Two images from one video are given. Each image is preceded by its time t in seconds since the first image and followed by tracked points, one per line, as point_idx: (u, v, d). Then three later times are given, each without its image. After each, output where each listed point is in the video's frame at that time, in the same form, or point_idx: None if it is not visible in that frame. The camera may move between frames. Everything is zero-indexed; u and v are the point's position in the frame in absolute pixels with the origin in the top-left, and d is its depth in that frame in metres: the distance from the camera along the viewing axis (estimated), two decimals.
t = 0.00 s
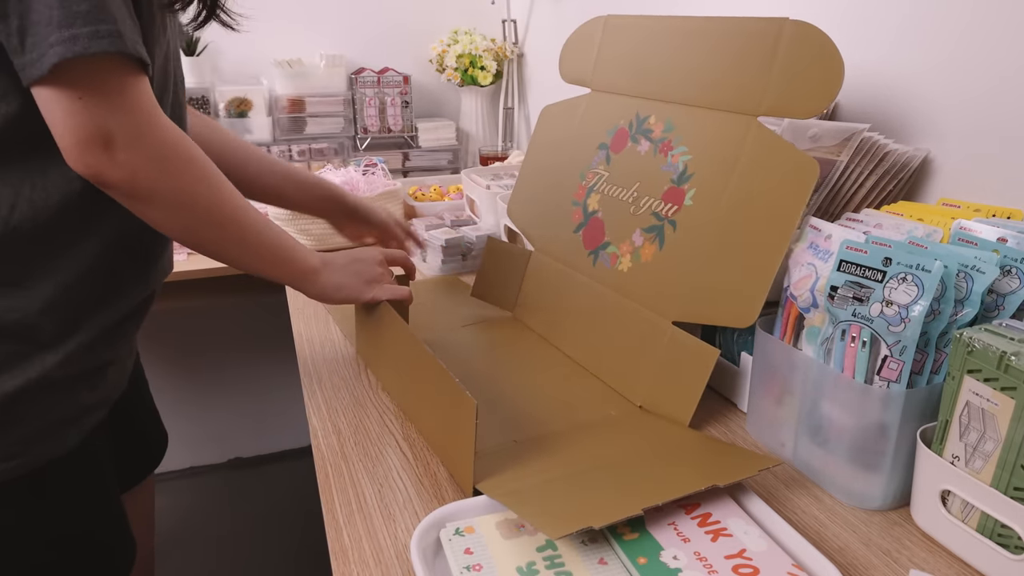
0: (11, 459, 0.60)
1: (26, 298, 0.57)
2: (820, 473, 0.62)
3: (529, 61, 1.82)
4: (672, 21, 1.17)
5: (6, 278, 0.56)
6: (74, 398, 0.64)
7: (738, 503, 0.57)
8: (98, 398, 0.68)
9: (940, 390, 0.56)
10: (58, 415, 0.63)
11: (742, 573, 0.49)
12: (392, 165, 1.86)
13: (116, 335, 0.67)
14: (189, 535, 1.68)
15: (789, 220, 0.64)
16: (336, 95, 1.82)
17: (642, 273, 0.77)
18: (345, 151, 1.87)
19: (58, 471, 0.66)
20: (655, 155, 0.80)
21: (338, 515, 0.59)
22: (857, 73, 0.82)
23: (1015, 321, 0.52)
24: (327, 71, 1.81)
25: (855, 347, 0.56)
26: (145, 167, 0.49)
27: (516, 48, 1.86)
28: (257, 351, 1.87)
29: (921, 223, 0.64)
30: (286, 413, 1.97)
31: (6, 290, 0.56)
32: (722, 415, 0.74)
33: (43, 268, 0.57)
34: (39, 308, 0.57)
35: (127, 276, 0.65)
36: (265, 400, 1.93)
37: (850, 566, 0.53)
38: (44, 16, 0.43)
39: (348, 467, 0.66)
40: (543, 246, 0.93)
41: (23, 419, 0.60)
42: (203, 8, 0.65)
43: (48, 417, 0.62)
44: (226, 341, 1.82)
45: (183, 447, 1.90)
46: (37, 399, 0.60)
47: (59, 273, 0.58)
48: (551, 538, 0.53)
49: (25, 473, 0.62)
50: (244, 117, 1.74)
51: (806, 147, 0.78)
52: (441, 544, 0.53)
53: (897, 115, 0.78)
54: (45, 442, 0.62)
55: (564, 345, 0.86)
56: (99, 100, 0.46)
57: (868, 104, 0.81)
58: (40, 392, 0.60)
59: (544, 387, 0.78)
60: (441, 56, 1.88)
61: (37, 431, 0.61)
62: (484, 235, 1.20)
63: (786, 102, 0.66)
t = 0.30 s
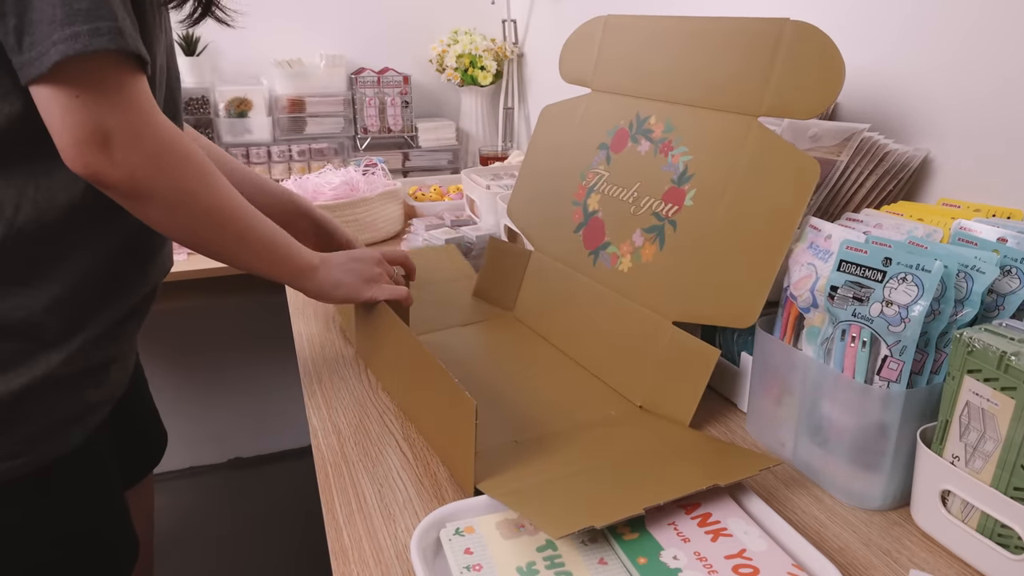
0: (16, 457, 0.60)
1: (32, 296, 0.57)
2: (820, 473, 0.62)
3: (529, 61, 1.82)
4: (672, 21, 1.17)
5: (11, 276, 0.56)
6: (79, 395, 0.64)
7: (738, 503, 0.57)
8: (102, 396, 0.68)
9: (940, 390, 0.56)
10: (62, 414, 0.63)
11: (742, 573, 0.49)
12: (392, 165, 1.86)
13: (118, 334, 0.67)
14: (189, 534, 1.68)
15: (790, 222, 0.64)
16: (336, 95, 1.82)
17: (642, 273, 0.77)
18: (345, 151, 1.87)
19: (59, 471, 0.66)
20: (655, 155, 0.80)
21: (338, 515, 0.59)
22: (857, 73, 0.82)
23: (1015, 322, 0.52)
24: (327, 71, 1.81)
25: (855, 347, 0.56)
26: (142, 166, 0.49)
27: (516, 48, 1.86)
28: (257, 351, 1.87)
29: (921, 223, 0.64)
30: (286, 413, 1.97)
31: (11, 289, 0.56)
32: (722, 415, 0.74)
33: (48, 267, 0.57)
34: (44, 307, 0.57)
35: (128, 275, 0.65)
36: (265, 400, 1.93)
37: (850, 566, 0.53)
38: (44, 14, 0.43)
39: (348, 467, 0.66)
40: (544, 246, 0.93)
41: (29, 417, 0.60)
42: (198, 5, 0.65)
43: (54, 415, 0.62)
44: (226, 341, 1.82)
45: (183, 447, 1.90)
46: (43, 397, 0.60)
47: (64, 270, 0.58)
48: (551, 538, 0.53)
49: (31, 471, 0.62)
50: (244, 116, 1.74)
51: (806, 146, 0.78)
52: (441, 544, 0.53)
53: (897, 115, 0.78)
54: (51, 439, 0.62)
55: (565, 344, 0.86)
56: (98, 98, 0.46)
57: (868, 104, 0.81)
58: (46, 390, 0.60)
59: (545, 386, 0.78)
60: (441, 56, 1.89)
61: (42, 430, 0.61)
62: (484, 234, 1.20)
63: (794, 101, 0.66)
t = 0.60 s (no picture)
0: (18, 456, 0.60)
1: (31, 297, 0.57)
2: (820, 473, 0.62)
3: (528, 61, 1.82)
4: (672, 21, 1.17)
5: (11, 278, 0.56)
6: (80, 394, 0.64)
7: (739, 503, 0.57)
8: (103, 395, 0.68)
9: (940, 390, 0.56)
10: (63, 413, 0.63)
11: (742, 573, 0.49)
12: (392, 165, 1.86)
13: (118, 334, 0.67)
14: (189, 534, 1.68)
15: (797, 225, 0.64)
16: (336, 95, 1.83)
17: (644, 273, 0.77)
18: (345, 151, 1.87)
19: (60, 470, 0.66)
20: (662, 156, 0.80)
21: (338, 515, 0.59)
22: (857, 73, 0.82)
23: (1015, 321, 0.52)
24: (327, 71, 1.81)
25: (855, 347, 0.56)
26: (133, 169, 0.49)
27: (516, 48, 1.86)
28: (257, 351, 1.87)
29: (921, 223, 0.64)
30: (286, 413, 1.97)
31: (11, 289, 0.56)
32: (722, 415, 0.74)
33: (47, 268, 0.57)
34: (43, 307, 0.57)
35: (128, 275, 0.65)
36: (265, 400, 1.93)
37: (850, 566, 0.53)
38: (37, 16, 0.43)
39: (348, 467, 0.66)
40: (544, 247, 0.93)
41: (31, 416, 0.60)
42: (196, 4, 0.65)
43: (54, 413, 0.62)
44: (226, 341, 1.82)
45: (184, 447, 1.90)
46: (43, 397, 0.60)
47: (66, 269, 0.58)
48: (551, 538, 0.53)
49: (30, 472, 0.62)
50: (244, 116, 1.75)
51: (806, 146, 0.79)
52: (441, 544, 0.53)
53: (898, 115, 0.78)
54: (52, 438, 0.63)
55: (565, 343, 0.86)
56: (88, 101, 0.46)
57: (868, 105, 0.81)
58: (46, 389, 0.60)
59: (546, 386, 0.78)
60: (441, 56, 1.89)
61: (43, 429, 0.61)
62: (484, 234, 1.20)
63: (804, 109, 0.65)
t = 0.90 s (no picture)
0: (9, 458, 0.59)
1: (22, 299, 0.56)
2: (820, 473, 0.62)
3: (529, 61, 1.82)
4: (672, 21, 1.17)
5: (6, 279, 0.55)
6: (74, 395, 0.64)
7: (739, 503, 0.57)
8: (100, 395, 0.68)
9: (940, 390, 0.56)
10: (57, 414, 0.63)
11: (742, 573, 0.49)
12: (392, 165, 1.86)
13: (110, 334, 0.67)
14: (189, 534, 1.68)
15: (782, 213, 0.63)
16: (336, 95, 1.83)
17: (643, 271, 0.77)
18: (345, 151, 1.87)
19: (56, 470, 0.65)
20: (648, 148, 0.80)
21: (338, 515, 0.59)
22: (857, 73, 0.82)
23: (1015, 321, 0.52)
24: (327, 71, 1.81)
25: (855, 347, 0.56)
26: (120, 175, 0.49)
27: (516, 48, 1.86)
28: (257, 351, 1.87)
29: (921, 223, 0.64)
30: (286, 413, 1.97)
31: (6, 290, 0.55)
32: (722, 415, 0.74)
33: (39, 269, 0.57)
34: (35, 309, 0.57)
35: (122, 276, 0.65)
36: (265, 401, 1.93)
37: (850, 566, 0.53)
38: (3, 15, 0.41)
39: (347, 467, 0.66)
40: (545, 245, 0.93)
41: (23, 417, 0.60)
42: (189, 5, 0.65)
43: (49, 414, 0.62)
44: (226, 341, 1.82)
45: (184, 447, 1.90)
46: (38, 397, 0.60)
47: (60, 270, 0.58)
48: (551, 539, 0.53)
49: (27, 472, 0.62)
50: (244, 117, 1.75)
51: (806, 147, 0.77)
52: (441, 544, 0.53)
53: (897, 115, 0.78)
54: (44, 440, 0.62)
55: (572, 343, 0.86)
56: (68, 107, 0.45)
57: (867, 105, 0.81)
58: (41, 390, 0.60)
59: (548, 386, 0.78)
60: (441, 56, 1.89)
61: (38, 430, 0.61)
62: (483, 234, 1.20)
63: (783, 90, 0.64)
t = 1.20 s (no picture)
0: (7, 459, 0.59)
1: (18, 301, 0.56)
2: (821, 473, 0.62)
3: (529, 62, 1.83)
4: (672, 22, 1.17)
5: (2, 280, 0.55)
6: (69, 397, 0.64)
7: (739, 504, 0.57)
8: (95, 397, 0.68)
9: (940, 390, 0.56)
10: (52, 415, 0.63)
11: (742, 573, 0.49)
12: (392, 165, 1.86)
13: (107, 336, 0.67)
14: (188, 534, 1.68)
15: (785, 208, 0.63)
16: (336, 95, 1.83)
17: (646, 269, 0.77)
18: (345, 151, 1.87)
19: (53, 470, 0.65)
20: (650, 148, 0.80)
21: (338, 515, 0.59)
22: (856, 73, 0.82)
23: (1015, 322, 0.52)
24: (327, 71, 1.81)
25: (855, 347, 0.56)
26: (85, 188, 0.49)
27: (516, 48, 1.86)
28: (257, 351, 1.87)
29: (921, 223, 0.64)
30: (286, 413, 1.97)
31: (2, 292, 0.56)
32: (722, 415, 0.74)
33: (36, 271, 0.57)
34: (29, 311, 0.57)
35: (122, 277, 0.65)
36: (265, 401, 1.93)
37: (851, 566, 0.53)
38: None
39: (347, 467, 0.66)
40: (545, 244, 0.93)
41: (19, 419, 0.60)
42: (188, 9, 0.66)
43: (45, 416, 0.62)
44: (225, 341, 1.82)
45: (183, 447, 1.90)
46: (34, 399, 0.60)
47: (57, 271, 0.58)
48: (551, 539, 0.53)
49: (23, 472, 0.62)
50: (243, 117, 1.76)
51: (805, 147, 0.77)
52: (442, 544, 0.53)
53: (897, 115, 0.78)
54: (42, 441, 0.62)
55: (574, 344, 0.86)
56: (38, 118, 0.46)
57: (867, 104, 0.81)
58: (36, 391, 0.60)
59: (549, 387, 0.78)
60: (441, 56, 1.90)
61: (33, 431, 0.61)
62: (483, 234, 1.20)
63: (786, 87, 0.64)
